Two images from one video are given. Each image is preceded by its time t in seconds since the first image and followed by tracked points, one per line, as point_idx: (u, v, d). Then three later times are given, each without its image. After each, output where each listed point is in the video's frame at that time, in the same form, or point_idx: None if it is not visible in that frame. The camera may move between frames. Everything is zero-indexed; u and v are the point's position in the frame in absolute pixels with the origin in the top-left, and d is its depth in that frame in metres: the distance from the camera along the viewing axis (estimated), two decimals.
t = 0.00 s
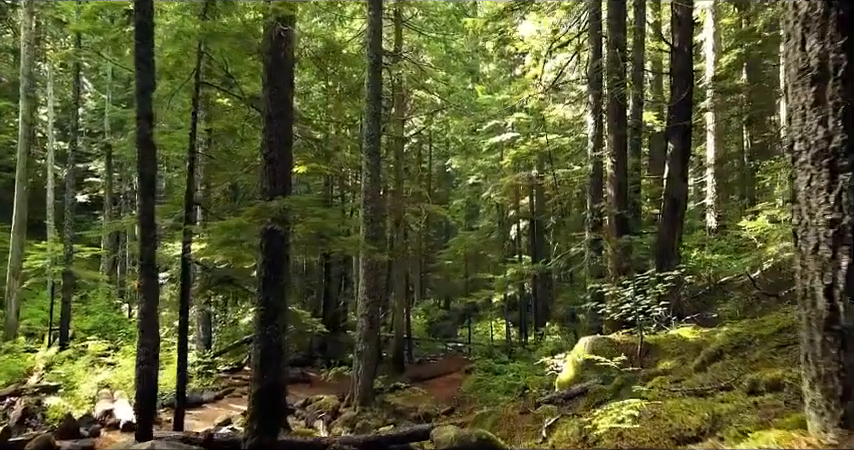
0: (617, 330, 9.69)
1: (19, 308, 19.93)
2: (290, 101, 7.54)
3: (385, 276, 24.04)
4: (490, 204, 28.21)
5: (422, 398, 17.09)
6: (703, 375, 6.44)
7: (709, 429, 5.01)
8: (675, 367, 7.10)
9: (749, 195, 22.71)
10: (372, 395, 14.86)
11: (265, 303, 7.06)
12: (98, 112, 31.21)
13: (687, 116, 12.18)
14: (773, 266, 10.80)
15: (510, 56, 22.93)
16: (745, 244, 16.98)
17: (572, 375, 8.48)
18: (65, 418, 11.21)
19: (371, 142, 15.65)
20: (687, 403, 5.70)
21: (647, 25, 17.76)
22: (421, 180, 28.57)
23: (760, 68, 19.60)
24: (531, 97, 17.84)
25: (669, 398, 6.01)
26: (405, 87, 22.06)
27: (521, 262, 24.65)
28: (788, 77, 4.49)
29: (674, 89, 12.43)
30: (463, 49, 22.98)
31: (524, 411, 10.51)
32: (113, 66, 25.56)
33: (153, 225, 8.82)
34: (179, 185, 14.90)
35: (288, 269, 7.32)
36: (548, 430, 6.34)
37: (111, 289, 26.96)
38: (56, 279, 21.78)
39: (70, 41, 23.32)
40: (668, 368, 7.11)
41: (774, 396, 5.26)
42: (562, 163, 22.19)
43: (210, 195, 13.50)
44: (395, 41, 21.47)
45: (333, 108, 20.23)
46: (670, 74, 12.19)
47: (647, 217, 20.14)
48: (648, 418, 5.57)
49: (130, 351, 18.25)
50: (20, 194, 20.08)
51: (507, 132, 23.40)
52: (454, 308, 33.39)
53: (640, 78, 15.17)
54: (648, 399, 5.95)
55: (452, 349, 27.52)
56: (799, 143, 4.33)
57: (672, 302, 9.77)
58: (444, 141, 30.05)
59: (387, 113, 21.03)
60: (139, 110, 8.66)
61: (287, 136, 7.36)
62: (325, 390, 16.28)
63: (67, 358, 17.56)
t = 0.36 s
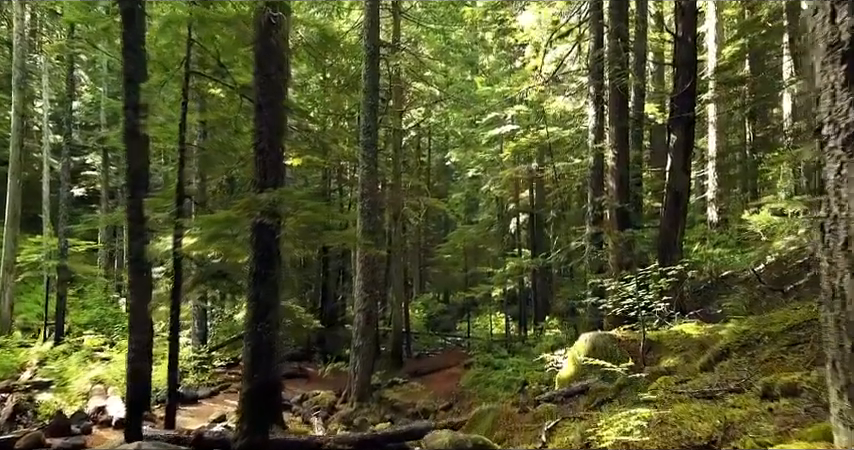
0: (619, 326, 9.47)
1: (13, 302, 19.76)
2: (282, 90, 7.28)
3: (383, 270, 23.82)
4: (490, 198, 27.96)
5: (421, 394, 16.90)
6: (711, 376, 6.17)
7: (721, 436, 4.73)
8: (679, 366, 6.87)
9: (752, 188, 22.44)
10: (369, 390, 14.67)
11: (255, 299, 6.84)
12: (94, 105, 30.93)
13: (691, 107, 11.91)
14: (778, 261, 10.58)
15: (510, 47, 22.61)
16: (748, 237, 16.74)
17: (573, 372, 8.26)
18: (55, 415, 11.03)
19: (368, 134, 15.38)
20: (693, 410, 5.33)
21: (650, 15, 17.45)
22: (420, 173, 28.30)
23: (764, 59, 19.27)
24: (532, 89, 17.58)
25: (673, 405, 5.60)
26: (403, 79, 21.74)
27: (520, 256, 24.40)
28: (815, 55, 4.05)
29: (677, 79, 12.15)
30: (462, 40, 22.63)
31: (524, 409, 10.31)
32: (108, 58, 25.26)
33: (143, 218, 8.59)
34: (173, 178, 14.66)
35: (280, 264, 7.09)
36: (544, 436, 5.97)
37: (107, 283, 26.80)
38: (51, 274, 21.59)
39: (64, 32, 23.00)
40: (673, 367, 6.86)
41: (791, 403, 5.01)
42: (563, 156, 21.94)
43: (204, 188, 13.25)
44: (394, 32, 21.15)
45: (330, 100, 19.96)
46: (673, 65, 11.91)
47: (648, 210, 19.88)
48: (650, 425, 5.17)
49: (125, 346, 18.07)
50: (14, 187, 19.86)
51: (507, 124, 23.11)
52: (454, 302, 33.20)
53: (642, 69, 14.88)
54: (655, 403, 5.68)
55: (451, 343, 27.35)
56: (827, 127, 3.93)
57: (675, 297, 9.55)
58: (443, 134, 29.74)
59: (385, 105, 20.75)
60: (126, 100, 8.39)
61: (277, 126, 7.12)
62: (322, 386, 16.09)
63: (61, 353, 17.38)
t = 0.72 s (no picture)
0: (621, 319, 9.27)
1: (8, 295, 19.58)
2: (272, 76, 7.01)
3: (381, 261, 23.62)
4: (489, 189, 27.71)
5: (419, 386, 16.73)
6: (717, 373, 5.92)
7: (734, 443, 4.30)
8: (683, 361, 6.64)
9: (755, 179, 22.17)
10: (367, 383, 14.51)
11: (245, 292, 6.61)
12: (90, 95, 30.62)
13: (694, 95, 11.63)
14: (782, 252, 10.36)
15: (510, 35, 22.28)
16: (751, 228, 16.51)
17: (573, 367, 8.04)
18: (46, 409, 10.85)
19: (365, 124, 15.10)
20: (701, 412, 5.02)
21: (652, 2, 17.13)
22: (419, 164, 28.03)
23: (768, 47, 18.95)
24: (532, 78, 17.31)
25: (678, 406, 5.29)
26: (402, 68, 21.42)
27: (520, 247, 24.18)
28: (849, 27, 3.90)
29: (681, 67, 11.87)
30: (462, 28, 22.28)
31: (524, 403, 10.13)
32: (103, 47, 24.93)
33: (131, 209, 8.35)
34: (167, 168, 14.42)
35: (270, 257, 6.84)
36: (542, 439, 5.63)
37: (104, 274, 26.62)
38: (46, 265, 21.39)
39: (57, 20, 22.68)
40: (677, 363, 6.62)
41: (811, 408, 4.70)
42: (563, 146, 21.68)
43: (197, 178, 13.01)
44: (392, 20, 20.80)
45: (327, 89, 19.68)
46: (676, 52, 11.62)
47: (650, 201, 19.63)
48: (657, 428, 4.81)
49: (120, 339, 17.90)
50: (8, 178, 19.62)
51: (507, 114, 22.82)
52: (453, 294, 33.03)
53: (645, 56, 14.58)
54: (660, 407, 5.27)
55: (450, 334, 27.17)
56: None
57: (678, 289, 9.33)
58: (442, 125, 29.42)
59: (383, 94, 20.44)
60: (113, 87, 8.13)
61: (268, 113, 6.86)
62: (319, 379, 15.92)
63: (55, 345, 17.21)
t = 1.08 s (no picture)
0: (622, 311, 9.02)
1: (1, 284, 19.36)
2: (259, 58, 6.70)
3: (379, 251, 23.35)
4: (489, 177, 27.38)
5: (417, 377, 16.54)
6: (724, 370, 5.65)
7: None
8: (688, 357, 6.39)
9: (758, 167, 21.86)
10: (363, 375, 14.32)
11: (232, 286, 6.34)
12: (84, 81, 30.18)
13: (699, 81, 11.28)
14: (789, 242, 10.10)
15: (510, 21, 21.86)
16: (755, 218, 16.23)
17: (572, 361, 7.82)
18: (35, 402, 10.65)
19: (361, 111, 14.77)
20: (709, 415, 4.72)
21: None
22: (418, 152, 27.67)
23: (774, 32, 18.54)
24: (531, 65, 16.95)
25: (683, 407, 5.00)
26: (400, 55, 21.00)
27: (520, 237, 23.92)
28: None
29: (684, 51, 11.51)
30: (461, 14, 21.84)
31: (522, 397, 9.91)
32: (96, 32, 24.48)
33: (115, 198, 8.06)
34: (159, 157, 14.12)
35: (259, 248, 6.59)
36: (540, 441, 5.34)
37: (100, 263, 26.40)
38: (40, 255, 21.15)
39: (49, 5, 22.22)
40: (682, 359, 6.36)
41: (836, 417, 4.37)
42: (563, 134, 21.35)
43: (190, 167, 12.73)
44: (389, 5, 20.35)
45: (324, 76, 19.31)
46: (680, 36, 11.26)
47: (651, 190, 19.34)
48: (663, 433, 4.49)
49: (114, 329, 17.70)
50: None
51: (507, 101, 22.44)
52: (453, 284, 32.81)
53: (648, 41, 14.20)
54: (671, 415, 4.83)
55: (449, 324, 27.00)
56: None
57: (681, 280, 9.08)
58: (442, 113, 29.05)
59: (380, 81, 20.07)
60: (95, 71, 7.81)
61: (255, 97, 6.56)
62: (316, 370, 15.71)
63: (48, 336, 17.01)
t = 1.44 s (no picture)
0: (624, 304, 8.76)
1: None
2: (245, 40, 6.36)
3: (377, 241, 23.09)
4: (488, 166, 27.02)
5: (414, 369, 16.33)
6: (732, 365, 5.38)
7: None
8: (693, 353, 6.13)
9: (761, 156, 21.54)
10: (359, 367, 14.10)
11: (217, 278, 6.07)
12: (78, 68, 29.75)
13: (704, 66, 10.94)
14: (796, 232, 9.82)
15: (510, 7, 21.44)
16: (759, 208, 15.95)
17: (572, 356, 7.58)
18: (23, 396, 10.40)
19: (357, 98, 14.42)
20: (714, 410, 4.44)
21: None
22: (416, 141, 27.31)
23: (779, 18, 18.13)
24: (532, 51, 16.57)
25: (686, 403, 4.72)
26: (397, 41, 20.59)
27: (519, 226, 23.64)
28: None
29: (689, 36, 11.15)
30: None
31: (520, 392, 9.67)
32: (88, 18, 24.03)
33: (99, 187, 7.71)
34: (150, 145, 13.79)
35: (246, 240, 6.32)
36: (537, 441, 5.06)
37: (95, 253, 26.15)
38: (33, 245, 20.88)
39: None
40: (686, 353, 6.11)
41: None
42: (563, 123, 21.03)
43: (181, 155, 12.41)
44: None
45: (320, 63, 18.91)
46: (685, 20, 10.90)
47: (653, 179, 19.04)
48: (668, 432, 4.20)
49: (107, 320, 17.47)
50: None
51: (507, 89, 22.07)
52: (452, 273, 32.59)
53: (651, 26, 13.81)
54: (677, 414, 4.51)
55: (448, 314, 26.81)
56: None
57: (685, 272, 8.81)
58: (440, 101, 28.68)
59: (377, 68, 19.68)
60: (76, 54, 7.45)
61: (241, 81, 6.25)
62: (311, 362, 15.50)
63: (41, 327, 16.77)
